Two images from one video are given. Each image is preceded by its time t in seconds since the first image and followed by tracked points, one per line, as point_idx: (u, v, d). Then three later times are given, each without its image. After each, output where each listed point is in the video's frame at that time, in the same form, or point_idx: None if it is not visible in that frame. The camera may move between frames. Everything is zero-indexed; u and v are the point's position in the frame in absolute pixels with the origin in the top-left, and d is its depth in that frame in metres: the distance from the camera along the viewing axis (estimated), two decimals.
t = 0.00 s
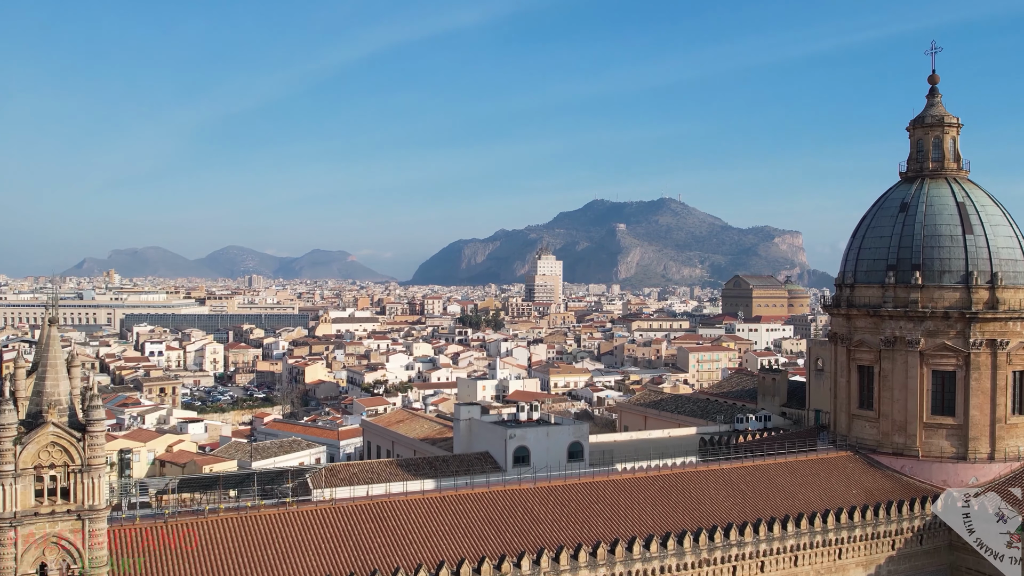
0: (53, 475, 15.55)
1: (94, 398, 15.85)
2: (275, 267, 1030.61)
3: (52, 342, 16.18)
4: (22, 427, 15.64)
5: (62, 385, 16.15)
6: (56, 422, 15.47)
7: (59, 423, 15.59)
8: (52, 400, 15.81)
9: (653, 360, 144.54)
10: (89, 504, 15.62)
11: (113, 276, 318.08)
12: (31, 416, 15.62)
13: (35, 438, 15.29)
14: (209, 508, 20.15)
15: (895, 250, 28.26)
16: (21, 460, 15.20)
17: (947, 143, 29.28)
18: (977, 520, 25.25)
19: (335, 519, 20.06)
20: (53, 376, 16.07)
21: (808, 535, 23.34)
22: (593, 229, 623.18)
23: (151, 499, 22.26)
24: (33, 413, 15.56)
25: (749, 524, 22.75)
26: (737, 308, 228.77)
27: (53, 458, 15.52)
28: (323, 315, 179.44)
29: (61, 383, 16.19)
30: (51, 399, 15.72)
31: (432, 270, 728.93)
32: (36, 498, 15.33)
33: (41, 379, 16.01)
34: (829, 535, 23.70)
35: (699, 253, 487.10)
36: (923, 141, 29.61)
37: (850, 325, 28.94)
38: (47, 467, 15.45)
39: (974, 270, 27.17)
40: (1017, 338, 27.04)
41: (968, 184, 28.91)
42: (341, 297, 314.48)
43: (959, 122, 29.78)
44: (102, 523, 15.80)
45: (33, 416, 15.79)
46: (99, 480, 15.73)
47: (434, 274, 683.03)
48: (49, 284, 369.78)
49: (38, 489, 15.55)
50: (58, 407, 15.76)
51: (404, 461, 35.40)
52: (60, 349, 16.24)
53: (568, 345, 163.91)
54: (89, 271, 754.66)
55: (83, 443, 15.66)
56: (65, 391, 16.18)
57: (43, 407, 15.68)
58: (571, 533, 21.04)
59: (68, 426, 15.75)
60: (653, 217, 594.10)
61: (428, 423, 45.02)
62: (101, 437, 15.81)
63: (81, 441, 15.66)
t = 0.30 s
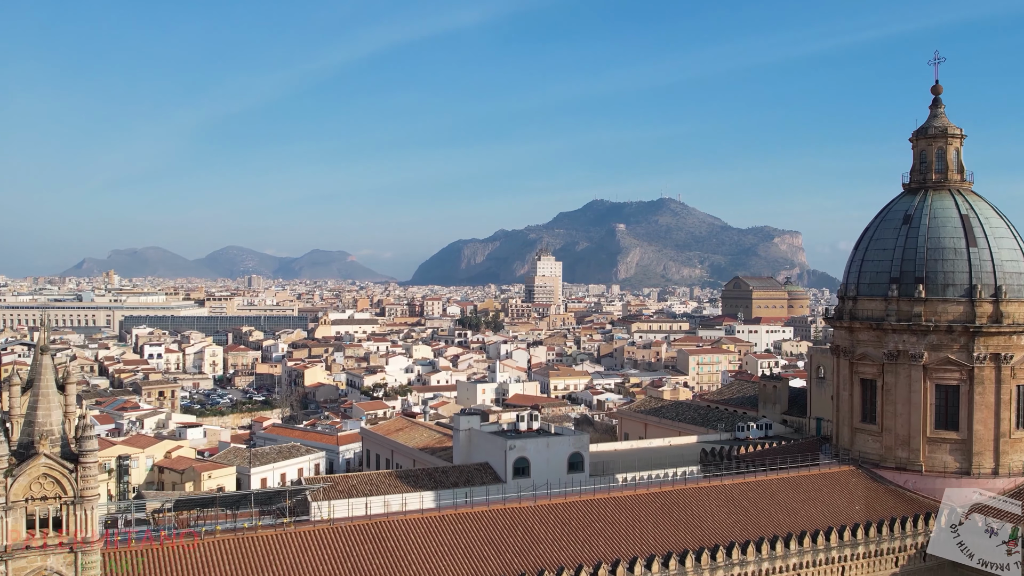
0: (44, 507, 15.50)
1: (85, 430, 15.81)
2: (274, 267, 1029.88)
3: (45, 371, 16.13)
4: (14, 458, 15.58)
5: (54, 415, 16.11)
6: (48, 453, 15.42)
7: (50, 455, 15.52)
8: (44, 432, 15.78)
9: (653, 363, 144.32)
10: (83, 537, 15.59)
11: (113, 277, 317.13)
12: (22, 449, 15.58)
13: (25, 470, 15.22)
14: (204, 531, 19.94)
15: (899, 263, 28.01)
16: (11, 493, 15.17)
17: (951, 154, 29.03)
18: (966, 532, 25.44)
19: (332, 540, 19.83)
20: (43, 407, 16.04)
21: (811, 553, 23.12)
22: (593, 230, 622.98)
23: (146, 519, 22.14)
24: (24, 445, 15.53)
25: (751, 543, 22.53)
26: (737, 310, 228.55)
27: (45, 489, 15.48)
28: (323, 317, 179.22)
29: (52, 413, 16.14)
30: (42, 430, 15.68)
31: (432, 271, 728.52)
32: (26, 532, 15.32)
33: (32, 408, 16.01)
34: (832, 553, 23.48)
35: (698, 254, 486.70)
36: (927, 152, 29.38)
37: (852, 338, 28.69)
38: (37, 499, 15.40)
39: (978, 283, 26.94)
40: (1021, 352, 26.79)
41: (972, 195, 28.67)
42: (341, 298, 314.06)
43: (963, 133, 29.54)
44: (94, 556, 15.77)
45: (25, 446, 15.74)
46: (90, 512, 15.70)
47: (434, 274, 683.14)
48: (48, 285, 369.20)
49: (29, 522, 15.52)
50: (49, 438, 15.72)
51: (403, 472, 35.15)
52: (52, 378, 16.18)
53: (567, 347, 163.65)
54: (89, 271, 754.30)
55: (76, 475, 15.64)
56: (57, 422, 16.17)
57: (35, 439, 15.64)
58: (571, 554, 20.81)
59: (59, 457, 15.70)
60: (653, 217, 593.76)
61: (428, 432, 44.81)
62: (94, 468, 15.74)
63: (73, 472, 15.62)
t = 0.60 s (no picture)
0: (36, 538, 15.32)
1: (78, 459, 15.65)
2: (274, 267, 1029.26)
3: (37, 401, 16.06)
4: (4, 489, 15.48)
5: (46, 445, 16.08)
6: (40, 483, 15.29)
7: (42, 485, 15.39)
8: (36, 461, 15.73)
9: (653, 366, 144.11)
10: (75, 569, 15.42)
11: (112, 279, 316.55)
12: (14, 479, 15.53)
13: (17, 501, 15.16)
14: (202, 551, 19.73)
15: (902, 275, 27.79)
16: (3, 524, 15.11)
17: (954, 165, 28.80)
18: (961, 550, 25.82)
19: (329, 560, 19.59)
20: (35, 435, 16.02)
21: (814, 571, 22.90)
22: (593, 230, 622.85)
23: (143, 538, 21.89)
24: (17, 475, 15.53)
25: (754, 561, 22.28)
26: (737, 311, 228.31)
27: (36, 521, 15.33)
28: (323, 319, 178.87)
29: (44, 443, 16.09)
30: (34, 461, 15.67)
31: (432, 271, 728.14)
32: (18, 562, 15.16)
33: (24, 437, 15.98)
34: (835, 570, 23.25)
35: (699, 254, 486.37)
36: (930, 163, 29.14)
37: (855, 350, 28.45)
38: (28, 530, 15.27)
39: (982, 296, 26.70)
40: None
41: (976, 207, 28.44)
42: (341, 299, 313.19)
43: (967, 144, 29.31)
44: None
45: (16, 477, 15.66)
46: (84, 543, 15.51)
47: (434, 274, 682.48)
48: (47, 285, 368.59)
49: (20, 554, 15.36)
50: (41, 468, 15.63)
51: (402, 483, 34.90)
52: (44, 407, 16.12)
53: (567, 349, 163.31)
54: (88, 271, 753.78)
55: (67, 505, 15.49)
56: (49, 451, 16.14)
57: (27, 469, 15.58)
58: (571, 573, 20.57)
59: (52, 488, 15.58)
60: (653, 217, 593.62)
61: (428, 440, 44.63)
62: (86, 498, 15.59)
63: (64, 502, 15.47)
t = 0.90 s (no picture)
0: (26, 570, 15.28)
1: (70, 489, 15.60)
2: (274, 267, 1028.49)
3: (26, 432, 15.83)
4: None
5: (38, 473, 15.96)
6: (31, 514, 15.27)
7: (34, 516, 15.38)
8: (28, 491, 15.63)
9: (653, 368, 143.90)
10: None
11: (111, 279, 315.91)
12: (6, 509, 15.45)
13: (7, 533, 15.06)
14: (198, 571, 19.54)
15: (905, 287, 27.56)
16: None
17: (958, 176, 28.55)
18: (958, 565, 25.21)
19: None
20: (27, 463, 15.88)
21: None
22: (592, 230, 622.70)
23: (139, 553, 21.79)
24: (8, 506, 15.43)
25: None
26: (737, 312, 228.16)
27: (27, 553, 15.30)
28: (322, 321, 178.53)
29: (35, 472, 15.97)
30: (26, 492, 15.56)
31: (432, 272, 727.98)
32: None
33: (15, 466, 15.85)
34: None
35: (699, 254, 486.24)
36: (933, 174, 28.90)
37: (857, 362, 28.21)
38: (19, 561, 15.21)
39: (986, 308, 26.45)
40: None
41: (980, 218, 28.21)
42: (340, 300, 313.00)
43: (970, 154, 29.06)
44: None
45: (7, 507, 15.57)
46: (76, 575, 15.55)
47: (433, 274, 681.99)
48: (47, 286, 367.92)
49: None
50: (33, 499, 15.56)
51: (401, 494, 34.59)
52: (36, 436, 15.98)
53: (567, 351, 163.02)
54: (88, 271, 753.34)
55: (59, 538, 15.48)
56: (41, 481, 16.02)
57: (18, 500, 15.49)
58: None
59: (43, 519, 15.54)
60: (653, 217, 593.54)
61: (427, 448, 44.37)
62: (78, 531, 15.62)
63: (56, 535, 15.48)
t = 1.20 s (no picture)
0: None
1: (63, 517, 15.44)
2: (272, 268, 1025.68)
3: (18, 458, 15.83)
4: None
5: (30, 501, 15.82)
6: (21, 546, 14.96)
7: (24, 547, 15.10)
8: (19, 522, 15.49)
9: (652, 370, 143.68)
10: None
11: (111, 280, 315.65)
12: None
13: None
14: None
15: (909, 298, 27.34)
16: None
17: (961, 186, 28.37)
18: None
19: None
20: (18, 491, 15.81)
21: None
22: (592, 230, 622.52)
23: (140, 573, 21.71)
24: None
25: None
26: (737, 313, 227.87)
27: None
28: (321, 322, 178.31)
29: (27, 500, 15.81)
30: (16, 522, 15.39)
31: (431, 272, 727.66)
32: None
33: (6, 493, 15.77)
34: None
35: (698, 254, 485.85)
36: (937, 184, 28.68)
37: (861, 374, 27.97)
38: None
39: (991, 321, 26.22)
40: None
41: (984, 229, 28.00)
42: (340, 301, 312.76)
43: (974, 164, 28.86)
44: None
45: None
46: None
47: (433, 274, 681.64)
48: (46, 287, 367.88)
49: None
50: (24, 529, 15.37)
51: (400, 504, 34.29)
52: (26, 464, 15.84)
53: (567, 353, 162.72)
54: (88, 271, 753.27)
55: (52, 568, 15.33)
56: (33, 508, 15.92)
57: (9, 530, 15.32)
58: None
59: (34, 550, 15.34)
60: (653, 218, 593.45)
61: (426, 457, 44.15)
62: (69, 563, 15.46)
63: (49, 564, 15.32)
